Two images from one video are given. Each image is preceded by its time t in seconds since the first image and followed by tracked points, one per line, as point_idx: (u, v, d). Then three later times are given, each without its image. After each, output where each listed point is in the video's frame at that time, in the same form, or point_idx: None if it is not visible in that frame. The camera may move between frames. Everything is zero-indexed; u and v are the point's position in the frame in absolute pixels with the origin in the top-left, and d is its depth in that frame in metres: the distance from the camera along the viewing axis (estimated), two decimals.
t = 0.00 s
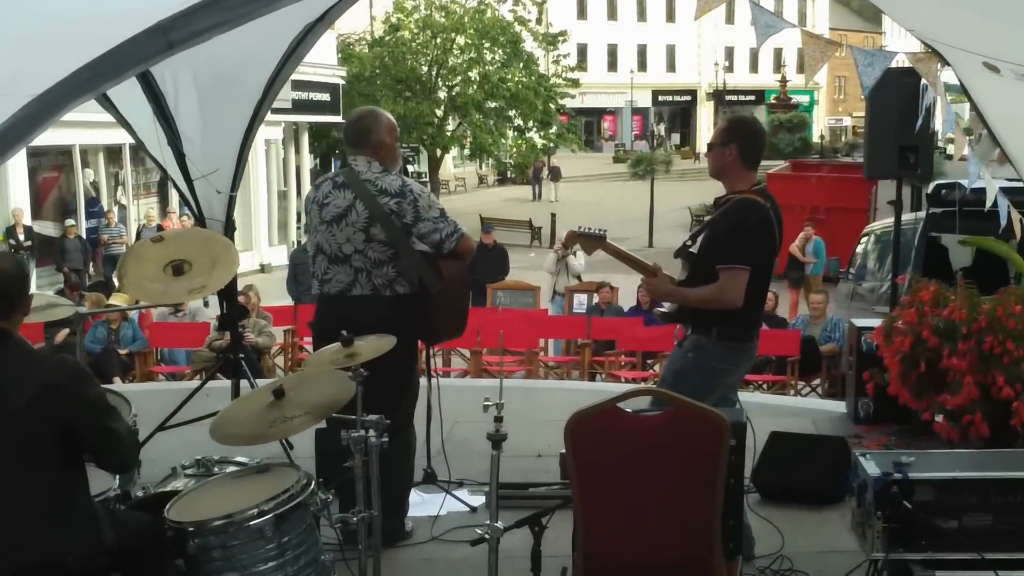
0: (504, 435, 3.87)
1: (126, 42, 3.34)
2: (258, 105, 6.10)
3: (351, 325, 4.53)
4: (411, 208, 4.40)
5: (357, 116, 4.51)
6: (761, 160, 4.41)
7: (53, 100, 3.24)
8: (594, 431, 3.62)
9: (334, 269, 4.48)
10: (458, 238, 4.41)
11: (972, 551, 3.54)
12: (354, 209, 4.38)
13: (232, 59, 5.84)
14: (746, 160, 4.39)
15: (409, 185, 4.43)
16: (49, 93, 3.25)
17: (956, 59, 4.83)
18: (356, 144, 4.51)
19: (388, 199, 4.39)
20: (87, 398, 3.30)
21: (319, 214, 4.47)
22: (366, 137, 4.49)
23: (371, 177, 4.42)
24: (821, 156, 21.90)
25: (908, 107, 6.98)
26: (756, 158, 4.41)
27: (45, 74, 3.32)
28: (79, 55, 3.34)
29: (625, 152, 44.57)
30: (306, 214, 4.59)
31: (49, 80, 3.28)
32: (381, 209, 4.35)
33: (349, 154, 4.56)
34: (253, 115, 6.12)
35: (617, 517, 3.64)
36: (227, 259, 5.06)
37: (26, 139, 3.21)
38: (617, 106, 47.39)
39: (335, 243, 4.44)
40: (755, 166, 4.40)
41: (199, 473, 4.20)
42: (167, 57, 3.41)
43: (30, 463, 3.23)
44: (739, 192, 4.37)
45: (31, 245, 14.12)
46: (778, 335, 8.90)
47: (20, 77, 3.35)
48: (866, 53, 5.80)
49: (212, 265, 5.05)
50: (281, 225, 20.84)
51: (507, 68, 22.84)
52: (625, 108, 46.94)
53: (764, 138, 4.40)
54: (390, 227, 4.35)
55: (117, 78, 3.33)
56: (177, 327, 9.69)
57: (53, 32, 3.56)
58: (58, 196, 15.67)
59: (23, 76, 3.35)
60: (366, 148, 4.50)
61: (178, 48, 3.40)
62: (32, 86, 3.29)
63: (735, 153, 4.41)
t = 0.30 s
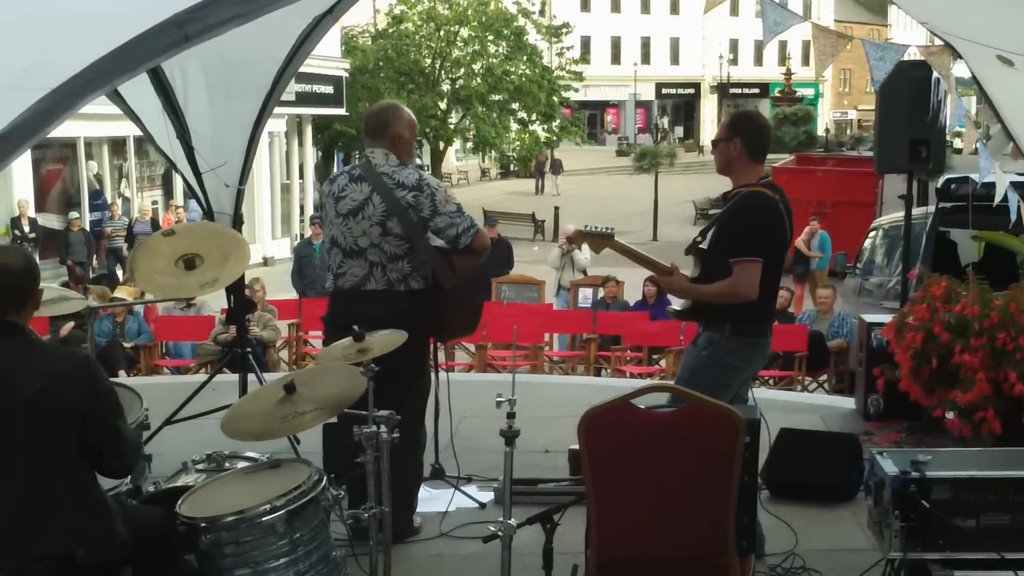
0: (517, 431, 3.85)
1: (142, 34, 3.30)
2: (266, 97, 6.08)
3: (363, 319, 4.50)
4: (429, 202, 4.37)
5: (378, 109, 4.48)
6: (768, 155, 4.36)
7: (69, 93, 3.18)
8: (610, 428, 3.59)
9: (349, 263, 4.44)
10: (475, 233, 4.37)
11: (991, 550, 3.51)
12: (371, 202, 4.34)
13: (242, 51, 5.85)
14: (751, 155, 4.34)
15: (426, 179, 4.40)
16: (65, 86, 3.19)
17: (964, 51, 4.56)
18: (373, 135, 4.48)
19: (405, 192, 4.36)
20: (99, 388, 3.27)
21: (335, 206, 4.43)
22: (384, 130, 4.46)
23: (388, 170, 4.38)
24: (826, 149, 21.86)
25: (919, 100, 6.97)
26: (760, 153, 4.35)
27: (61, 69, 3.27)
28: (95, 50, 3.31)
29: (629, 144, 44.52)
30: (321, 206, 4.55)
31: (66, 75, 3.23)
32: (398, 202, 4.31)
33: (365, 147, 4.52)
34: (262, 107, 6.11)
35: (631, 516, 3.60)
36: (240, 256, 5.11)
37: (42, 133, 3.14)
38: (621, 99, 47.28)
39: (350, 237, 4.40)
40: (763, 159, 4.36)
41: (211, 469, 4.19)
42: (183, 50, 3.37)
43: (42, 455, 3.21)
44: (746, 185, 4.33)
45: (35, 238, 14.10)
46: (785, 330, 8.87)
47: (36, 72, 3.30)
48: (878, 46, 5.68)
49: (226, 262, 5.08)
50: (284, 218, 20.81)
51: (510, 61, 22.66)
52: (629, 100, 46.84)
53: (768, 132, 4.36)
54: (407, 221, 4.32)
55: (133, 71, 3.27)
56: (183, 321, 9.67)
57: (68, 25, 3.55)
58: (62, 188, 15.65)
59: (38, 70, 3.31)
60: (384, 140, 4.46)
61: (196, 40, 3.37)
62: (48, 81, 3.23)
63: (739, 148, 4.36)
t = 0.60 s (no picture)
0: (528, 428, 3.82)
1: (152, 30, 3.29)
2: (272, 94, 6.04)
3: (375, 311, 4.48)
4: (443, 193, 4.36)
5: (393, 99, 4.47)
6: (771, 147, 4.33)
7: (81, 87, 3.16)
8: (621, 426, 3.55)
9: (362, 254, 4.42)
10: (487, 226, 4.37)
11: (1008, 551, 3.50)
12: (385, 193, 4.33)
13: (246, 45, 5.86)
14: (755, 149, 4.32)
15: (439, 171, 4.38)
16: (77, 81, 3.17)
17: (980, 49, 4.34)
18: (386, 127, 4.47)
19: (419, 184, 4.35)
20: (107, 383, 3.24)
21: (348, 197, 4.40)
22: (397, 121, 4.45)
23: (402, 161, 4.37)
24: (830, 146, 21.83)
25: (928, 95, 6.96)
26: (765, 146, 4.33)
27: (72, 64, 3.25)
28: (105, 45, 3.28)
29: (632, 139, 44.46)
30: (333, 197, 4.53)
31: (77, 69, 3.21)
32: (412, 194, 4.30)
33: (379, 138, 4.50)
34: (267, 103, 6.08)
35: (643, 514, 3.58)
36: (248, 246, 5.14)
37: (52, 128, 3.11)
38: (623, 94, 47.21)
39: (364, 228, 4.38)
40: (768, 153, 4.33)
41: (220, 466, 4.17)
42: (192, 45, 3.36)
43: (46, 450, 3.18)
44: (752, 178, 4.29)
45: (40, 233, 14.08)
46: (792, 327, 8.85)
47: (45, 67, 3.28)
48: (885, 41, 5.60)
49: (233, 253, 5.12)
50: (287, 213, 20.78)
51: (513, 56, 22.62)
52: (631, 96, 46.79)
53: (772, 125, 4.34)
54: (420, 213, 4.31)
55: (144, 66, 3.25)
56: (188, 316, 9.65)
57: (80, 19, 3.52)
58: (65, 183, 15.63)
59: (47, 65, 3.28)
60: (396, 131, 4.44)
61: (205, 35, 3.36)
62: (58, 76, 3.21)
63: (743, 142, 4.34)
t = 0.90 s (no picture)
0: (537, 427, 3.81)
1: (159, 28, 3.28)
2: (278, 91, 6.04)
3: (384, 312, 4.47)
4: (449, 194, 4.35)
5: (399, 100, 4.45)
6: (777, 144, 4.31)
7: (87, 83, 3.14)
8: (630, 428, 3.55)
9: (371, 256, 4.41)
10: (495, 225, 4.36)
11: (1021, 553, 3.49)
12: (392, 195, 4.32)
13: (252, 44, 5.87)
14: (761, 146, 4.30)
15: (445, 171, 4.37)
16: (85, 78, 3.15)
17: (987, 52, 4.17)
18: (393, 127, 4.45)
19: (426, 185, 4.34)
20: (116, 382, 3.22)
21: (355, 199, 4.40)
22: (404, 120, 4.43)
23: (409, 163, 4.36)
24: (834, 143, 21.81)
25: (934, 93, 6.96)
26: (770, 142, 4.30)
27: (79, 62, 3.23)
28: (114, 42, 3.27)
29: (635, 137, 44.44)
30: (340, 199, 4.53)
31: (85, 67, 3.20)
32: (419, 195, 4.29)
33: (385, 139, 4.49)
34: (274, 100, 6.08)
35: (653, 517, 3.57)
36: (255, 243, 5.13)
37: (58, 126, 3.09)
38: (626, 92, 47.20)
39: (372, 229, 4.38)
40: (774, 150, 4.31)
41: (229, 466, 4.17)
42: (200, 42, 3.36)
43: (55, 450, 3.18)
44: (757, 176, 4.28)
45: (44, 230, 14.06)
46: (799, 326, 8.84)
47: (53, 64, 3.26)
48: (890, 40, 5.58)
49: (240, 251, 5.11)
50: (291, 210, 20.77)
51: (516, 53, 22.67)
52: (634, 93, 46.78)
53: (779, 123, 4.31)
54: (428, 214, 4.30)
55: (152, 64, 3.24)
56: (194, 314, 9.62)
57: (90, 16, 3.51)
58: (71, 181, 15.61)
59: (55, 62, 3.27)
60: (401, 130, 4.43)
61: (213, 32, 3.36)
62: (66, 73, 3.20)
63: (749, 139, 4.32)
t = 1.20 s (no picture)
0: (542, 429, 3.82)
1: (170, 27, 3.30)
2: (288, 90, 6.12)
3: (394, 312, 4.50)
4: (458, 195, 4.37)
5: (409, 99, 4.47)
6: (787, 141, 4.32)
7: (96, 85, 3.16)
8: (636, 430, 3.56)
9: (380, 257, 4.44)
10: (503, 226, 4.40)
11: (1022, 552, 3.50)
12: (401, 196, 4.35)
13: (263, 41, 5.95)
14: (770, 144, 4.31)
15: (455, 172, 4.39)
16: (96, 77, 3.17)
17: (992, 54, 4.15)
18: (403, 127, 4.47)
19: (435, 186, 4.36)
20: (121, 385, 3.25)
21: (366, 200, 4.43)
22: (415, 121, 4.45)
23: (418, 164, 4.38)
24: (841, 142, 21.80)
25: (940, 90, 6.98)
26: (780, 139, 4.30)
27: (87, 62, 3.26)
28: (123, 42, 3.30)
29: (643, 136, 44.44)
30: (350, 201, 4.56)
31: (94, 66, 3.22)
32: (427, 196, 4.31)
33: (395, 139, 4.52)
34: (283, 98, 6.13)
35: (659, 519, 3.59)
36: (263, 243, 5.17)
37: (70, 124, 3.11)
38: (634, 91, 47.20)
39: (381, 231, 4.40)
40: (784, 147, 4.32)
41: (233, 467, 4.19)
42: (212, 42, 3.38)
43: (60, 451, 3.20)
44: (767, 173, 4.29)
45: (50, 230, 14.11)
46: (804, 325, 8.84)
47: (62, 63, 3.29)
48: (896, 41, 5.56)
49: (248, 251, 5.15)
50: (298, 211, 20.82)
51: (525, 52, 22.73)
52: (642, 92, 46.79)
53: (788, 119, 4.31)
54: (436, 215, 4.32)
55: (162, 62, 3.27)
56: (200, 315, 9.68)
57: (96, 16, 3.53)
58: (76, 180, 15.72)
59: (64, 61, 3.29)
60: (412, 131, 4.45)
61: (225, 31, 3.38)
62: (76, 72, 3.22)
63: (757, 136, 4.33)
